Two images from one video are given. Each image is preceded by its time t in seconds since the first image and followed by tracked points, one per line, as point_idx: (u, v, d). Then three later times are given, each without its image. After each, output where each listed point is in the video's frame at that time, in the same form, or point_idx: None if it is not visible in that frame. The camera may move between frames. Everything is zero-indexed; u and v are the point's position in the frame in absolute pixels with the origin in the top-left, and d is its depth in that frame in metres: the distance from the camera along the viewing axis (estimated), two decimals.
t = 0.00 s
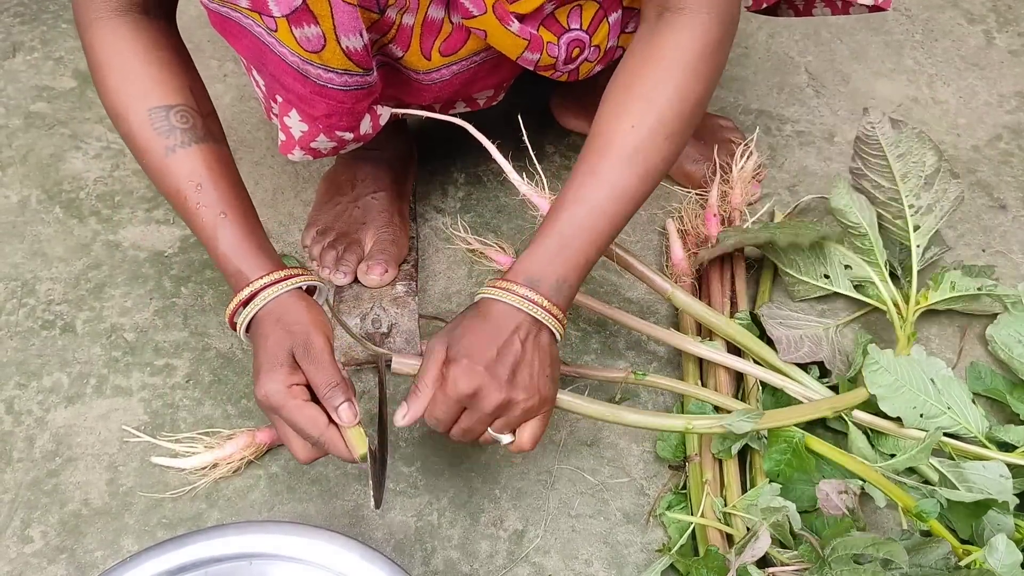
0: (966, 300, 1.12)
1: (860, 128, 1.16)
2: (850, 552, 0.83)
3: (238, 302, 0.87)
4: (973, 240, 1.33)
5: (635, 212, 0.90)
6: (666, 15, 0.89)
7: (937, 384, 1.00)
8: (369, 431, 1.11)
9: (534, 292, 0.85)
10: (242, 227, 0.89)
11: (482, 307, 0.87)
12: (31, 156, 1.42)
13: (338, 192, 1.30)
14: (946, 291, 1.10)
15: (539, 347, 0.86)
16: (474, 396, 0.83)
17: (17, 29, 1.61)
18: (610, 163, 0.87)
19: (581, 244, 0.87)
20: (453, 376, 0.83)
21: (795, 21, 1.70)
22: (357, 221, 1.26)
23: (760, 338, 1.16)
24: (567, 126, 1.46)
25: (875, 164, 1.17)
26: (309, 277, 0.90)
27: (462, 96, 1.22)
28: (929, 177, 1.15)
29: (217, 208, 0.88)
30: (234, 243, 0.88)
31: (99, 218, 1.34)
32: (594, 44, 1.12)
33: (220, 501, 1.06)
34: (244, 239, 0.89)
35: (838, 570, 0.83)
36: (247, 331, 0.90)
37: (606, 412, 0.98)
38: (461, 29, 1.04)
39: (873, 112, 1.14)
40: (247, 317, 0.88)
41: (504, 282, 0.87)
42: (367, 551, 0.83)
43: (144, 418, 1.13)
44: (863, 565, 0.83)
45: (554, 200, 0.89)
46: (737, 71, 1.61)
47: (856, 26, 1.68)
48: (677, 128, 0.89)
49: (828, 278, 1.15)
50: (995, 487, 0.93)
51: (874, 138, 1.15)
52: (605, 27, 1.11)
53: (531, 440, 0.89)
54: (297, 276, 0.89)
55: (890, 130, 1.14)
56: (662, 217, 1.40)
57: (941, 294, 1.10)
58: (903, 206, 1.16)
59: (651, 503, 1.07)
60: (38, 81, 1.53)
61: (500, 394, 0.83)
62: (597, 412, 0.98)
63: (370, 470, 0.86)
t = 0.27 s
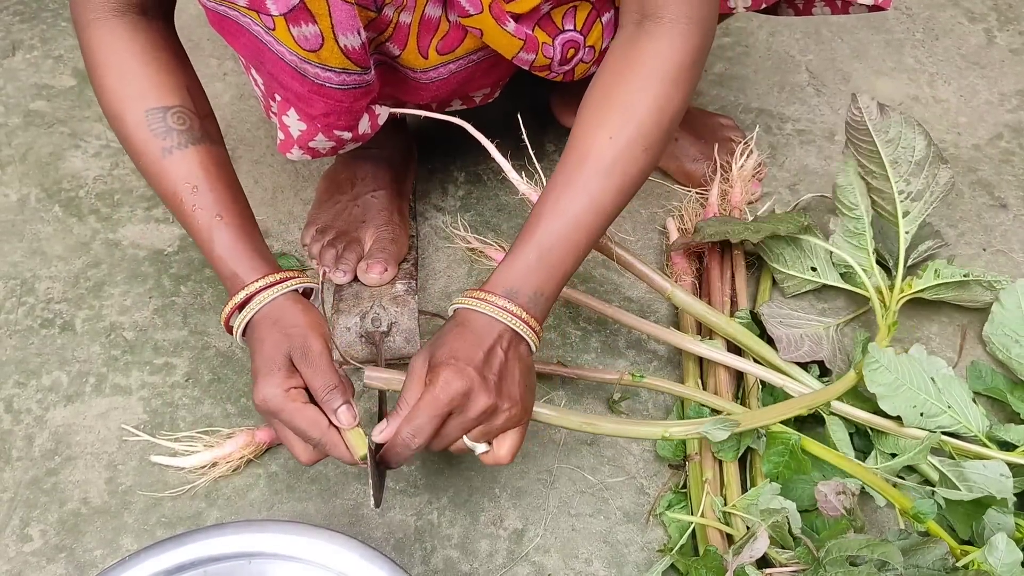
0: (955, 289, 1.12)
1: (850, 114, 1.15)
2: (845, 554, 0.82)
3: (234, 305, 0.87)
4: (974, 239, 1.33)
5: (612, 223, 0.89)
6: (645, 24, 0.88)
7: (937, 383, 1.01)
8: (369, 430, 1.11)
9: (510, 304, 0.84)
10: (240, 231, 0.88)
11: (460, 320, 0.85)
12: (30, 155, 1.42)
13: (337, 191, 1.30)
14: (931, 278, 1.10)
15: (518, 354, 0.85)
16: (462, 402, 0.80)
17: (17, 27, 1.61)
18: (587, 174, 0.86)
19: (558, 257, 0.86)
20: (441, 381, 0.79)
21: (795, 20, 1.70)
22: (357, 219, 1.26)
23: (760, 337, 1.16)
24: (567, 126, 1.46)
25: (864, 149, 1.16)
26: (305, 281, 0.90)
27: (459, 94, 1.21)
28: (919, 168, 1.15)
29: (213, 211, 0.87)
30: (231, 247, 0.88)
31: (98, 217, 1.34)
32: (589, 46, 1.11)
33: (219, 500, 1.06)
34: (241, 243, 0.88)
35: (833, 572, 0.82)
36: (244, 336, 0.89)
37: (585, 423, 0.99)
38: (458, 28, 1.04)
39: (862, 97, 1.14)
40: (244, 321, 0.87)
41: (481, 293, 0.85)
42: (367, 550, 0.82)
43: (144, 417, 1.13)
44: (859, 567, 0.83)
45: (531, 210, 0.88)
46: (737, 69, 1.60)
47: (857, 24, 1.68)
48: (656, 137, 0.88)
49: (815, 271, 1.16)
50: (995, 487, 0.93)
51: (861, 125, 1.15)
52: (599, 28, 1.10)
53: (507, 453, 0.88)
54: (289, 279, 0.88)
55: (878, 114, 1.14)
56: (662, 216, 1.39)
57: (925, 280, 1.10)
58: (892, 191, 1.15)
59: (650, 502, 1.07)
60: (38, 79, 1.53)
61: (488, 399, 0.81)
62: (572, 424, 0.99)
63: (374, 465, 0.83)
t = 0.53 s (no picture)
0: (957, 280, 1.10)
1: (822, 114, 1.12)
2: (858, 552, 0.82)
3: (255, 296, 0.85)
4: (976, 237, 1.33)
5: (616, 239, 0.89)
6: (644, 37, 0.88)
7: (940, 381, 1.00)
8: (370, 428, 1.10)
9: (516, 325, 0.83)
10: (249, 225, 0.88)
11: (465, 339, 0.84)
12: (31, 153, 1.42)
13: (339, 188, 1.30)
14: (930, 269, 1.08)
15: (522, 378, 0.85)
16: (463, 424, 0.80)
17: (17, 25, 1.61)
18: (591, 190, 0.86)
19: (564, 275, 0.85)
20: (444, 401, 0.79)
21: (797, 17, 1.70)
22: (358, 217, 1.26)
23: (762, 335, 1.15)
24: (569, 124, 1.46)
25: (846, 145, 1.12)
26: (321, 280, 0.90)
27: (459, 94, 1.21)
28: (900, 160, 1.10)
29: (223, 207, 0.87)
30: (242, 242, 0.87)
31: (99, 215, 1.34)
32: (589, 48, 1.11)
33: (221, 497, 1.05)
34: (251, 238, 0.87)
35: (845, 570, 0.82)
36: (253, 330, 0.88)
37: (583, 443, 1.00)
38: (457, 28, 1.04)
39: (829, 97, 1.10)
40: (257, 317, 0.85)
41: (487, 314, 0.84)
42: (370, 548, 0.82)
43: (145, 415, 1.12)
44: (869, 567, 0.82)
45: (534, 228, 0.87)
46: (739, 67, 1.60)
47: (859, 22, 1.68)
48: (656, 152, 0.88)
49: (814, 264, 1.15)
50: (999, 484, 0.93)
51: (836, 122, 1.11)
52: (600, 30, 1.10)
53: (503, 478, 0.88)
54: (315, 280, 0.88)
55: (850, 110, 1.10)
56: (664, 214, 1.39)
57: (924, 271, 1.07)
58: (881, 183, 1.11)
59: (652, 501, 1.07)
60: (38, 77, 1.53)
61: (488, 423, 0.80)
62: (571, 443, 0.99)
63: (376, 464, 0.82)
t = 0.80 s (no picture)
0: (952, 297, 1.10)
1: (834, 125, 1.11)
2: (847, 554, 0.82)
3: (232, 332, 0.86)
4: (978, 237, 1.32)
5: (599, 225, 0.88)
6: (632, 22, 0.86)
7: (942, 381, 1.00)
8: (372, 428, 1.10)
9: (495, 308, 0.83)
10: (243, 261, 0.86)
11: (445, 323, 0.85)
12: (32, 152, 1.41)
13: (340, 188, 1.30)
14: (924, 286, 1.08)
15: (504, 358, 0.84)
16: (448, 397, 0.79)
17: (18, 24, 1.61)
18: (574, 177, 0.84)
19: (544, 261, 0.85)
20: (426, 378, 0.79)
21: (799, 17, 1.69)
22: (360, 217, 1.26)
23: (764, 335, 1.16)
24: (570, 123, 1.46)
25: (854, 161, 1.12)
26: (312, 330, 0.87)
27: (464, 86, 1.21)
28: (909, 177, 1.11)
29: (217, 240, 0.85)
30: (234, 276, 0.86)
31: (100, 215, 1.34)
32: (591, 39, 1.09)
33: (222, 497, 1.05)
34: (248, 273, 0.86)
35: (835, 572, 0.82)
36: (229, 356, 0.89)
37: (573, 426, 0.99)
38: (465, 20, 1.04)
39: (846, 108, 1.09)
40: (231, 349, 0.85)
41: (466, 296, 0.85)
42: (371, 549, 0.82)
43: (147, 415, 1.12)
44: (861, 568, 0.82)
45: (517, 213, 0.86)
46: (741, 67, 1.60)
47: (861, 22, 1.68)
48: (642, 139, 0.86)
49: (812, 271, 1.16)
50: (1000, 484, 0.93)
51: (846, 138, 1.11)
52: (601, 21, 1.07)
53: (497, 456, 0.88)
54: (291, 321, 0.85)
55: (864, 124, 1.10)
56: (665, 214, 1.39)
57: (919, 289, 1.08)
58: (885, 202, 1.11)
59: (654, 501, 1.07)
60: (39, 77, 1.52)
61: (473, 396, 0.80)
62: (560, 426, 0.98)
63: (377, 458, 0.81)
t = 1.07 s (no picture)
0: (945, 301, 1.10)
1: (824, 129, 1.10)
2: (842, 554, 0.82)
3: (169, 296, 0.83)
4: (977, 237, 1.33)
5: (598, 220, 0.87)
6: (633, 20, 0.86)
7: (940, 381, 1.00)
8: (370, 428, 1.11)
9: (492, 297, 0.82)
10: (189, 222, 0.85)
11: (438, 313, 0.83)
12: (31, 152, 1.42)
13: (339, 189, 1.30)
14: (918, 290, 1.07)
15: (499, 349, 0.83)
16: (433, 392, 0.78)
17: (18, 25, 1.61)
18: (572, 172, 0.84)
19: (542, 253, 0.84)
20: (413, 372, 0.78)
21: (798, 17, 1.69)
22: (358, 217, 1.26)
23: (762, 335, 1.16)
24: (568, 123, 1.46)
25: (844, 166, 1.11)
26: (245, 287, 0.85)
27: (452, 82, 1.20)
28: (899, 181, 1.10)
29: (162, 201, 0.84)
30: (173, 238, 0.84)
31: (99, 215, 1.34)
32: (580, 37, 1.10)
33: (221, 498, 1.06)
34: (184, 236, 0.84)
35: (830, 573, 0.82)
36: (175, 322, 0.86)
37: (565, 420, 0.97)
38: (452, 14, 1.04)
39: (835, 112, 1.09)
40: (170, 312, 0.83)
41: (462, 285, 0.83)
42: (370, 549, 0.82)
43: (146, 415, 1.13)
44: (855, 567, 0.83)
45: (516, 204, 0.85)
46: (739, 67, 1.60)
47: (860, 22, 1.68)
48: (642, 134, 0.86)
49: (808, 275, 1.14)
50: (999, 485, 0.93)
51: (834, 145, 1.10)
52: (592, 20, 1.09)
53: (482, 447, 0.87)
54: (230, 285, 0.84)
55: (854, 128, 1.09)
56: (664, 214, 1.39)
57: (912, 293, 1.07)
58: (876, 205, 1.11)
59: (652, 501, 1.07)
60: (39, 77, 1.53)
61: (460, 393, 0.80)
62: (552, 419, 0.97)
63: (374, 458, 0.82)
